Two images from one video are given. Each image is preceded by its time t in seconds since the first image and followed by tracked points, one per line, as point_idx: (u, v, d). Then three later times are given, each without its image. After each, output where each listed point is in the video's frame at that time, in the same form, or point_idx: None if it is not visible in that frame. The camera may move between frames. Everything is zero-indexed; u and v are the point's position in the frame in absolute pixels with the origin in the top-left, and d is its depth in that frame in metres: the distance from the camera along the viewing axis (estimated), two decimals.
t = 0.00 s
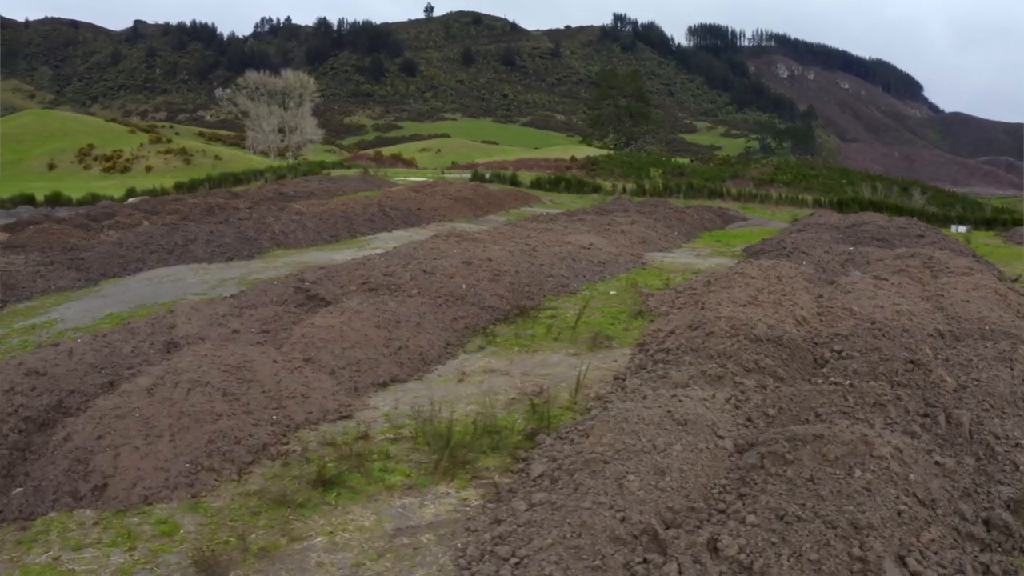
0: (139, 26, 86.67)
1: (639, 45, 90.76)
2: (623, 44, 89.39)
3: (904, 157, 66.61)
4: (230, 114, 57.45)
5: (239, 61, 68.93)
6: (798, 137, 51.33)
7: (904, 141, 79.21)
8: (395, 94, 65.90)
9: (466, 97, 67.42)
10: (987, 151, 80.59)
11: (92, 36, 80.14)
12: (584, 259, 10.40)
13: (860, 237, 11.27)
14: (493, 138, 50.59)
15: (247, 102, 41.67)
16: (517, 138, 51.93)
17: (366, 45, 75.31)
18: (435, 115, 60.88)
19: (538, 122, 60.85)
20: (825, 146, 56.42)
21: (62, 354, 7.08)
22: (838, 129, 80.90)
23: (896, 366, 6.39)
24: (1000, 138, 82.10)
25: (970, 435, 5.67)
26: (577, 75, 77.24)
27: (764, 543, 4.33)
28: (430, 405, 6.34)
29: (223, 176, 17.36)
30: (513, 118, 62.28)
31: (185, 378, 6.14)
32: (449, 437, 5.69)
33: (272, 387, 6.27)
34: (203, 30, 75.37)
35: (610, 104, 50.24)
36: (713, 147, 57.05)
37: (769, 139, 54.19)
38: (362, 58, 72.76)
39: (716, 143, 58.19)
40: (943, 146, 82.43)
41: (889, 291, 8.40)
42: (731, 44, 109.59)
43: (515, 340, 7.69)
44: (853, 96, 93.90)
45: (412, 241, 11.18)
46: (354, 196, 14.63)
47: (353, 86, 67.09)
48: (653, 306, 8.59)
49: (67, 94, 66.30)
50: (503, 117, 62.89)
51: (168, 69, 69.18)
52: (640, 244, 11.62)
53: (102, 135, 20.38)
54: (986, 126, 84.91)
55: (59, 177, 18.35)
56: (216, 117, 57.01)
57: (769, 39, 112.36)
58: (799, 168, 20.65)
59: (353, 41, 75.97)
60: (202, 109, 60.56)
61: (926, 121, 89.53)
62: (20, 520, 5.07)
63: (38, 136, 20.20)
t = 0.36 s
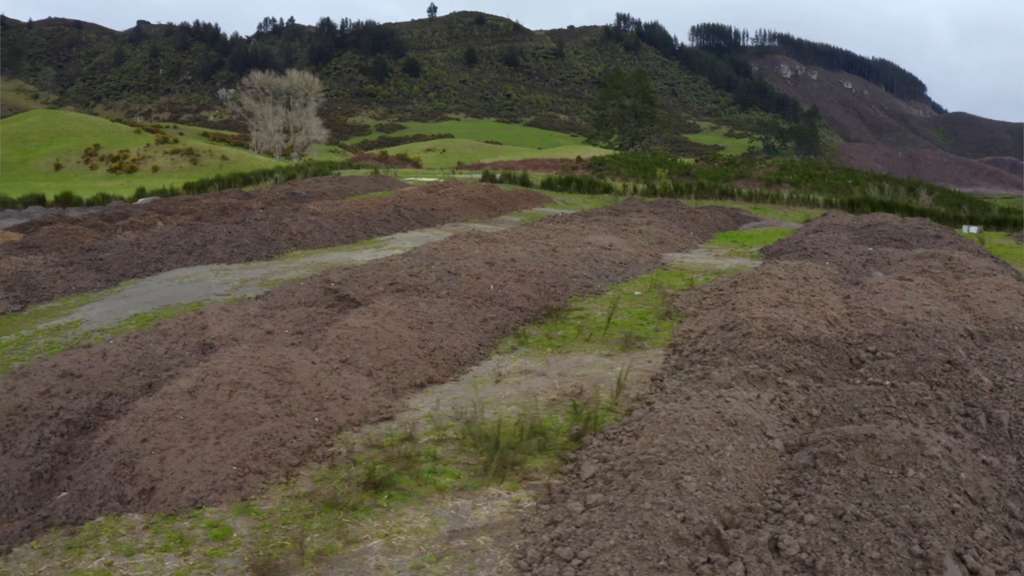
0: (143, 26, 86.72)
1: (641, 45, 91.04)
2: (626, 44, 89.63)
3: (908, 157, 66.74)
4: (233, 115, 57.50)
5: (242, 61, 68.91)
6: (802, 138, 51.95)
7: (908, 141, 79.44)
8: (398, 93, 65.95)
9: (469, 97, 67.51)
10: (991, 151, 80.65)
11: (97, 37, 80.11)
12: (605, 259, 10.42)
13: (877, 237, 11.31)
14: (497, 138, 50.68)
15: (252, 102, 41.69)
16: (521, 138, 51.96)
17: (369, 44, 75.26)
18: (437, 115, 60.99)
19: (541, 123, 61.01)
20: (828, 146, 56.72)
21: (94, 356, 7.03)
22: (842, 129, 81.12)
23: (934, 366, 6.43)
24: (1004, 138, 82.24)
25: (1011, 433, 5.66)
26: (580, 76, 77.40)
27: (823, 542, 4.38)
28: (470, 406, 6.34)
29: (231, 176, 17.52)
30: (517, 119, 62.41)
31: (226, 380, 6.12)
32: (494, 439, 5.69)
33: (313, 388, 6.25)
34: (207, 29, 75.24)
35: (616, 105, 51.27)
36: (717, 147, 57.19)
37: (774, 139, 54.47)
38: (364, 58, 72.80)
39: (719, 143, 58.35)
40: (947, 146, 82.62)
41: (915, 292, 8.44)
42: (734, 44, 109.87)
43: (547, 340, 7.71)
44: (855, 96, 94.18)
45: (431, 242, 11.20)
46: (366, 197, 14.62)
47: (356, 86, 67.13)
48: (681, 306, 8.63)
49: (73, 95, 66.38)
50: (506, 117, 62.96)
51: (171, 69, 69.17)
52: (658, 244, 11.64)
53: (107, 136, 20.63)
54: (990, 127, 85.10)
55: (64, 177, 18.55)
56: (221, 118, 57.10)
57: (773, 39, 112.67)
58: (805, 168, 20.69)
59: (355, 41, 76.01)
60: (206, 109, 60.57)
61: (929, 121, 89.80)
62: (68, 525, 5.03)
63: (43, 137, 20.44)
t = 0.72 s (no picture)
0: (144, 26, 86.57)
1: (645, 44, 91.23)
2: (630, 44, 89.70)
3: (912, 156, 66.90)
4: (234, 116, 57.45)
5: (245, 61, 68.86)
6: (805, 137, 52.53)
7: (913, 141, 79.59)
8: (402, 93, 65.97)
9: (472, 97, 67.55)
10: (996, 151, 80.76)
11: (99, 36, 79.97)
12: (626, 258, 10.46)
13: (896, 237, 11.36)
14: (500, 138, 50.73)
15: (256, 103, 41.67)
16: (525, 138, 51.98)
17: (373, 44, 75.24)
18: (440, 115, 61.01)
19: (544, 123, 61.12)
20: (831, 146, 56.88)
21: (129, 357, 6.98)
22: (846, 129, 81.25)
23: (971, 366, 6.48)
24: (1009, 138, 82.38)
25: None
26: (582, 75, 77.50)
27: (881, 538, 4.41)
28: (511, 406, 6.36)
29: (240, 176, 17.59)
30: (520, 118, 62.46)
31: (268, 380, 6.11)
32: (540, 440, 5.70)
33: (354, 389, 6.25)
34: (210, 28, 75.06)
35: (621, 104, 51.87)
36: (721, 147, 57.38)
37: (778, 139, 54.70)
38: (368, 58, 72.81)
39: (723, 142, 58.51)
40: (952, 145, 82.76)
41: (940, 291, 8.48)
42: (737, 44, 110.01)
43: (578, 340, 7.73)
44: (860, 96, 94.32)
45: (450, 242, 11.22)
46: (379, 198, 14.61)
47: (360, 86, 67.16)
48: (708, 307, 8.67)
49: (76, 95, 66.26)
50: (509, 117, 62.99)
51: (174, 69, 69.15)
52: (676, 245, 11.68)
53: (113, 135, 20.72)
54: (995, 127, 85.25)
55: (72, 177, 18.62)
56: (223, 119, 57.07)
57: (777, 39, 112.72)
58: (812, 168, 20.76)
59: (358, 42, 76.05)
60: (209, 110, 60.50)
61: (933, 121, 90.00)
62: (117, 529, 4.98)
63: (49, 137, 20.54)
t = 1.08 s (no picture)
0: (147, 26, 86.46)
1: (648, 43, 91.34)
2: (633, 43, 89.65)
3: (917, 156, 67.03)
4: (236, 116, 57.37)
5: (249, 61, 68.72)
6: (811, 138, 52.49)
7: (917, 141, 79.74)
8: (406, 94, 65.96)
9: (476, 96, 67.54)
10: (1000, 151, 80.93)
11: (102, 36, 79.77)
12: (648, 258, 10.49)
13: (914, 237, 11.41)
14: (504, 138, 50.73)
15: (261, 103, 41.63)
16: (529, 138, 51.98)
17: (376, 45, 75.16)
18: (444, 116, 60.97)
19: (549, 123, 61.19)
20: (836, 146, 56.95)
21: (165, 358, 6.95)
22: (850, 129, 81.39)
23: (1007, 365, 6.53)
24: (1013, 138, 82.52)
25: None
26: (585, 75, 77.56)
27: (937, 535, 4.45)
28: (551, 407, 6.37)
29: (249, 176, 17.57)
30: (524, 119, 62.48)
31: (311, 382, 6.11)
32: (586, 441, 5.72)
33: (395, 390, 6.25)
34: (213, 28, 74.86)
35: (626, 104, 51.92)
36: (724, 146, 57.54)
37: (781, 139, 54.90)
38: (371, 58, 72.75)
39: (726, 142, 58.64)
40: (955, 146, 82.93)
41: (965, 292, 8.52)
42: (740, 43, 110.19)
43: (610, 340, 7.76)
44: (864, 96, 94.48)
45: (469, 243, 11.24)
46: (391, 198, 14.60)
47: (363, 86, 67.14)
48: (734, 307, 8.71)
49: (80, 94, 66.09)
50: (513, 117, 62.99)
51: (177, 69, 69.05)
52: (694, 245, 11.72)
53: (119, 136, 20.71)
54: (999, 128, 85.44)
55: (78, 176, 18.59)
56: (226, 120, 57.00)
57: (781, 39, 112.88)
58: (818, 168, 20.83)
59: (361, 42, 75.95)
60: (213, 110, 60.43)
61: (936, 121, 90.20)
62: (169, 532, 4.94)
63: (55, 137, 20.53)
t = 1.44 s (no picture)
0: (151, 26, 86.29)
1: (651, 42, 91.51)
2: (636, 42, 89.68)
3: (922, 156, 67.14)
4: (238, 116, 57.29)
5: (254, 61, 68.60)
6: (815, 138, 52.61)
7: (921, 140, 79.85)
8: (409, 94, 65.92)
9: (479, 96, 67.52)
10: (1004, 150, 80.99)
11: (107, 35, 79.58)
12: (669, 258, 10.53)
13: (932, 237, 11.47)
14: (508, 139, 50.71)
15: (266, 104, 41.60)
16: (533, 138, 51.98)
17: (380, 44, 75.06)
18: (448, 116, 60.91)
19: (553, 123, 61.22)
20: (840, 146, 57.03)
21: (201, 359, 6.94)
22: (854, 130, 81.52)
23: None
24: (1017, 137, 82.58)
25: None
26: (588, 75, 77.61)
27: (990, 532, 4.50)
28: (592, 407, 6.39)
29: (258, 176, 17.54)
30: (532, 119, 62.55)
31: (353, 384, 6.11)
32: (632, 442, 5.75)
33: (436, 391, 6.25)
34: (217, 28, 74.76)
35: (632, 104, 52.08)
36: (728, 146, 57.70)
37: (786, 139, 54.98)
38: (374, 58, 72.70)
39: (730, 142, 58.75)
40: (959, 145, 83.03)
41: (988, 292, 8.56)
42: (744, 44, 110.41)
43: (641, 341, 7.79)
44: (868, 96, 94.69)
45: (487, 244, 11.27)
46: (404, 198, 14.61)
47: (366, 86, 67.13)
48: (761, 307, 8.75)
49: (83, 94, 65.89)
50: (517, 117, 62.96)
51: (181, 69, 68.93)
52: (712, 244, 11.77)
53: (125, 137, 20.65)
54: (1002, 127, 85.55)
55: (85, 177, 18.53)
56: (229, 120, 56.92)
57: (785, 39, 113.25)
58: (825, 168, 20.89)
59: (364, 42, 75.91)
60: (217, 111, 60.32)
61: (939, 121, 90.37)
62: (221, 536, 4.90)
63: (61, 138, 20.47)
